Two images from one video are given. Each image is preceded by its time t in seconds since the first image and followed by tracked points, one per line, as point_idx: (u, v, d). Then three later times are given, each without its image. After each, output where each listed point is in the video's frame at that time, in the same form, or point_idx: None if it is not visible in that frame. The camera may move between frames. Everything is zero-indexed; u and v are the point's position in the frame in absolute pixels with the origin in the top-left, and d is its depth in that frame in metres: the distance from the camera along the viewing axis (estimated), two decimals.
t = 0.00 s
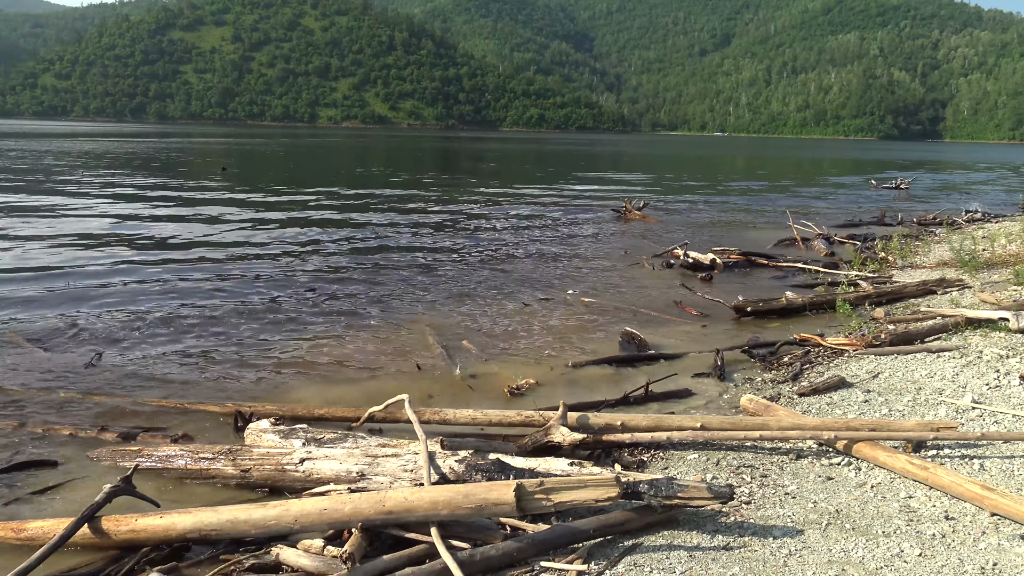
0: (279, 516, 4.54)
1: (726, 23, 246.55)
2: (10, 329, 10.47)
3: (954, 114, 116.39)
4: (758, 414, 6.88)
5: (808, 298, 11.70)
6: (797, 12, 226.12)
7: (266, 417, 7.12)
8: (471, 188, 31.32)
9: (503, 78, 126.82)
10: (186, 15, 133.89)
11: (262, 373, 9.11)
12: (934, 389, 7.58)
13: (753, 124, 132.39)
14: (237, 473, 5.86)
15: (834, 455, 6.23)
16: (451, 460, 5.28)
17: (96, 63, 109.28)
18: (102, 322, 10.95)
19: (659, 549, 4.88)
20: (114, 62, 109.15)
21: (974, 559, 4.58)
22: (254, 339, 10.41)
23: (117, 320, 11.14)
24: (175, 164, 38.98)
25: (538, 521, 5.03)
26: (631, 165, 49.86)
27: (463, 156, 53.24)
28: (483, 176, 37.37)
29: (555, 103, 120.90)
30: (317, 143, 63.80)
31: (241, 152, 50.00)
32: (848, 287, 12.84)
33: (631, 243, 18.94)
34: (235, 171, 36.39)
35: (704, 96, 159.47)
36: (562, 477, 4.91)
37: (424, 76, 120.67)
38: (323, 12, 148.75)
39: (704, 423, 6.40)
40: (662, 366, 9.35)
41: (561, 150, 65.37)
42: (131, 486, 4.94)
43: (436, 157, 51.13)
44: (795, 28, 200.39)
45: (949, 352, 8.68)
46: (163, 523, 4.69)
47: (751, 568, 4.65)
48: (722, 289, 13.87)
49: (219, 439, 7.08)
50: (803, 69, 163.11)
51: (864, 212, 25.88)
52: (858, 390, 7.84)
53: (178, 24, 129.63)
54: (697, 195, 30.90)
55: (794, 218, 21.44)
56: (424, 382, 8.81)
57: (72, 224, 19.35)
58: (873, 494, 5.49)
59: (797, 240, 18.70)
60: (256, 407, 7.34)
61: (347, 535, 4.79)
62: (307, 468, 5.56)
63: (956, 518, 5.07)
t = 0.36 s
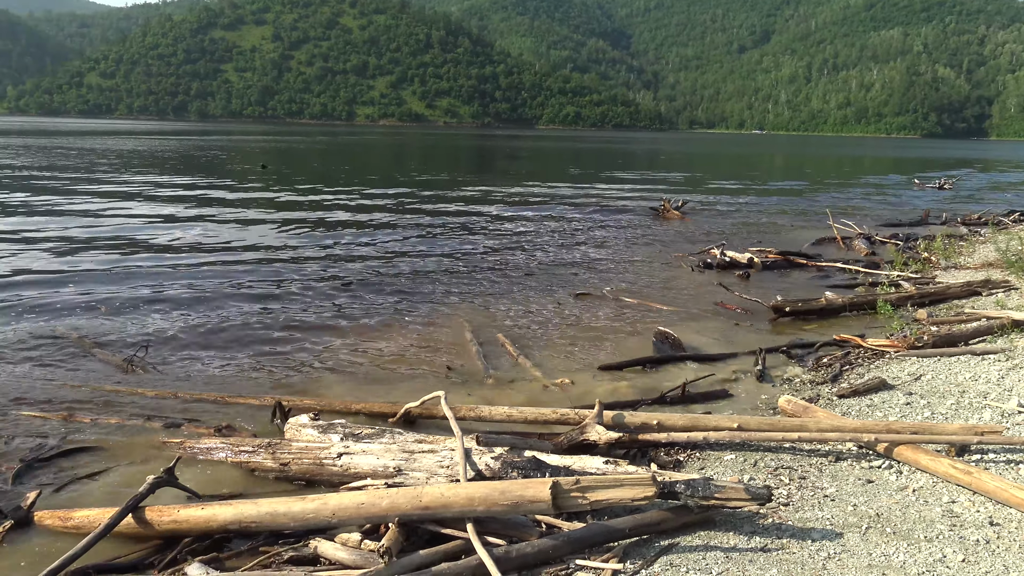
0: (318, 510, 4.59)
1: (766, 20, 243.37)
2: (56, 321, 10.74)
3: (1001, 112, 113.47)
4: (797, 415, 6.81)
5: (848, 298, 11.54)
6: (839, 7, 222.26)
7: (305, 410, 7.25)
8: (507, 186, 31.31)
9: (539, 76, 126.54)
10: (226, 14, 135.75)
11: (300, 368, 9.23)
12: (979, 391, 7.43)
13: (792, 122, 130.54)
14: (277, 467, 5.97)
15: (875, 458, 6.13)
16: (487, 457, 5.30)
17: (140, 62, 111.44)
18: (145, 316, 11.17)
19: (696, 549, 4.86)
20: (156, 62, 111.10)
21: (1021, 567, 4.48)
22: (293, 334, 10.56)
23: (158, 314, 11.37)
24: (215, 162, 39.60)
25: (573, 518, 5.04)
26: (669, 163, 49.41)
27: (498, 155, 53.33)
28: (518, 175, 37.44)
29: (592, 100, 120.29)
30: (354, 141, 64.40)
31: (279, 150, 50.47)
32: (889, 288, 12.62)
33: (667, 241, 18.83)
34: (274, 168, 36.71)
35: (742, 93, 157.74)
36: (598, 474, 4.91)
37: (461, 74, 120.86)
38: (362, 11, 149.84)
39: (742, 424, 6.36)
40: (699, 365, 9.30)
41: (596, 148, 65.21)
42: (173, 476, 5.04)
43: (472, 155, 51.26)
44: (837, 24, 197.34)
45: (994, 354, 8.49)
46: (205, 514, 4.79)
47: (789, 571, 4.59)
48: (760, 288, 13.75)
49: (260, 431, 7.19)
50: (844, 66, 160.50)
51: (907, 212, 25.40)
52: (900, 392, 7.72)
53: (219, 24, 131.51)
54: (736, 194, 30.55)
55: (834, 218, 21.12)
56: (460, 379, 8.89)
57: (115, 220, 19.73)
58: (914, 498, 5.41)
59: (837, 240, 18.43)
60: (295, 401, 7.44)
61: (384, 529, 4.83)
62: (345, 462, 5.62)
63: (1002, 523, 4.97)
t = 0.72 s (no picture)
0: (354, 509, 4.64)
1: (804, 17, 240.02)
2: (98, 318, 10.97)
3: None
4: (835, 418, 6.71)
5: (889, 300, 11.34)
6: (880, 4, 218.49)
7: (341, 410, 7.30)
8: (541, 186, 31.30)
9: (573, 76, 126.29)
10: (265, 18, 137.73)
11: (336, 367, 9.33)
12: None
13: (830, 121, 128.77)
14: (313, 464, 6.02)
15: (916, 462, 6.02)
16: (523, 458, 5.29)
17: (180, 65, 113.50)
18: (183, 313, 11.36)
19: (733, 553, 4.81)
20: (196, 64, 113.10)
21: None
22: (328, 333, 10.68)
23: (196, 310, 11.57)
24: (252, 162, 40.17)
25: (609, 520, 5.01)
26: (704, 162, 49.02)
27: (532, 154, 53.39)
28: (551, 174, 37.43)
29: (627, 100, 119.58)
30: (389, 141, 64.85)
31: (316, 150, 50.99)
32: (931, 289, 12.38)
33: (703, 241, 18.67)
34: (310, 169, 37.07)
35: (779, 92, 155.91)
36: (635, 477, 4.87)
37: (496, 75, 121.09)
38: (397, 12, 150.79)
39: (779, 426, 6.28)
40: (736, 366, 9.20)
41: (631, 148, 64.94)
42: (212, 474, 5.11)
43: (507, 155, 51.33)
44: (877, 21, 193.97)
45: None
46: (243, 511, 4.85)
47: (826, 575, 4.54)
48: (798, 290, 13.56)
49: (296, 429, 7.26)
50: (884, 64, 157.89)
51: (949, 212, 24.88)
52: (941, 396, 7.58)
53: (257, 26, 133.41)
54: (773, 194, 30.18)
55: (873, 218, 20.81)
56: (495, 380, 8.89)
57: (154, 219, 20.10)
58: (957, 503, 5.30)
59: (877, 240, 18.13)
60: (332, 399, 7.51)
61: (418, 529, 4.85)
62: (381, 461, 5.66)
63: None
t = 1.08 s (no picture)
0: (380, 508, 4.66)
1: (835, 18, 237.40)
2: (128, 316, 11.18)
3: None
4: (865, 424, 6.61)
5: (922, 304, 11.16)
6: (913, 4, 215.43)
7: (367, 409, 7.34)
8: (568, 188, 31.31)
9: (601, 77, 126.01)
10: (295, 19, 139.18)
11: (361, 367, 9.39)
12: None
13: (861, 123, 127.23)
14: (339, 463, 6.07)
15: (948, 470, 5.92)
16: (549, 460, 5.27)
17: (212, 67, 115.10)
18: (211, 312, 11.56)
19: (761, 559, 4.76)
20: (227, 66, 114.64)
21: None
22: (355, 333, 10.73)
23: (224, 310, 11.69)
24: (281, 163, 40.63)
25: (635, 523, 4.97)
26: (733, 164, 48.68)
27: (559, 155, 53.39)
28: (573, 176, 37.41)
29: (655, 102, 118.89)
30: (416, 142, 65.28)
31: (344, 151, 51.34)
32: (964, 293, 12.19)
33: (732, 244, 18.53)
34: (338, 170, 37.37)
35: (809, 93, 154.53)
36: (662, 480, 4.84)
37: (523, 76, 121.21)
38: (426, 14, 151.41)
39: (810, 431, 6.19)
40: (762, 370, 9.11)
41: (659, 150, 64.63)
42: (240, 472, 5.15)
43: (534, 157, 51.37)
44: (910, 21, 191.29)
45: None
46: (271, 508, 4.89)
47: None
48: (829, 294, 13.40)
49: (324, 430, 7.30)
50: (917, 65, 155.70)
51: (984, 216, 24.46)
52: (975, 403, 7.44)
53: (287, 29, 134.85)
54: (804, 197, 29.86)
55: (906, 221, 20.51)
56: (522, 382, 8.87)
57: (184, 219, 20.41)
58: (992, 513, 5.19)
59: (909, 243, 17.89)
60: (360, 399, 7.55)
61: (444, 529, 4.85)
62: (407, 461, 5.67)
63: None
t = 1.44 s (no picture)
0: (403, 508, 4.67)
1: (861, 16, 234.97)
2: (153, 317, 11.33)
3: None
4: (892, 426, 6.52)
5: (950, 305, 11.02)
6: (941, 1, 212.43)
7: (392, 409, 7.37)
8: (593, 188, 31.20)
9: (624, 77, 125.56)
10: (319, 21, 140.18)
11: (384, 367, 9.42)
12: None
13: (887, 122, 125.65)
14: (364, 463, 6.11)
15: (978, 475, 5.83)
16: (572, 460, 5.26)
17: (237, 69, 116.39)
18: (235, 314, 11.66)
19: (787, 562, 4.72)
20: (252, 68, 115.80)
21: None
22: (379, 334, 10.78)
23: (247, 312, 11.78)
24: (306, 164, 41.00)
25: (659, 526, 4.95)
26: (758, 164, 48.27)
27: (582, 156, 53.21)
28: (596, 176, 37.34)
29: (678, 101, 118.16)
30: (438, 143, 65.52)
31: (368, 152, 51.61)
32: (994, 294, 11.98)
33: (756, 245, 18.42)
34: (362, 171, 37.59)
35: (834, 93, 153.05)
36: (686, 482, 4.79)
37: (545, 76, 121.02)
38: (448, 15, 151.71)
39: (835, 433, 6.12)
40: (787, 371, 9.03)
41: (682, 150, 64.39)
42: (265, 472, 5.19)
43: (557, 157, 51.27)
44: (939, 18, 188.61)
45: None
46: (296, 507, 4.92)
47: None
48: (855, 295, 13.26)
49: (348, 429, 7.35)
50: (945, 62, 153.53)
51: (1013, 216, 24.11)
52: (1006, 405, 7.32)
53: (311, 30, 135.94)
54: (830, 197, 29.55)
55: (934, 221, 20.25)
56: (544, 382, 8.87)
57: (209, 221, 20.64)
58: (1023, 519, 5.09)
59: (937, 243, 17.65)
60: (384, 399, 7.58)
61: (468, 529, 4.85)
62: (430, 460, 5.70)
63: None
